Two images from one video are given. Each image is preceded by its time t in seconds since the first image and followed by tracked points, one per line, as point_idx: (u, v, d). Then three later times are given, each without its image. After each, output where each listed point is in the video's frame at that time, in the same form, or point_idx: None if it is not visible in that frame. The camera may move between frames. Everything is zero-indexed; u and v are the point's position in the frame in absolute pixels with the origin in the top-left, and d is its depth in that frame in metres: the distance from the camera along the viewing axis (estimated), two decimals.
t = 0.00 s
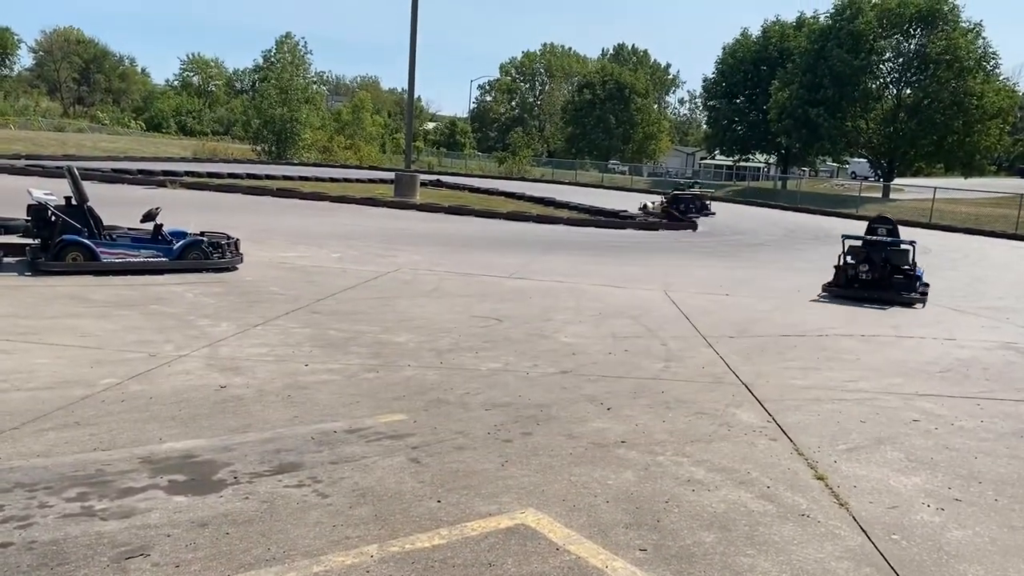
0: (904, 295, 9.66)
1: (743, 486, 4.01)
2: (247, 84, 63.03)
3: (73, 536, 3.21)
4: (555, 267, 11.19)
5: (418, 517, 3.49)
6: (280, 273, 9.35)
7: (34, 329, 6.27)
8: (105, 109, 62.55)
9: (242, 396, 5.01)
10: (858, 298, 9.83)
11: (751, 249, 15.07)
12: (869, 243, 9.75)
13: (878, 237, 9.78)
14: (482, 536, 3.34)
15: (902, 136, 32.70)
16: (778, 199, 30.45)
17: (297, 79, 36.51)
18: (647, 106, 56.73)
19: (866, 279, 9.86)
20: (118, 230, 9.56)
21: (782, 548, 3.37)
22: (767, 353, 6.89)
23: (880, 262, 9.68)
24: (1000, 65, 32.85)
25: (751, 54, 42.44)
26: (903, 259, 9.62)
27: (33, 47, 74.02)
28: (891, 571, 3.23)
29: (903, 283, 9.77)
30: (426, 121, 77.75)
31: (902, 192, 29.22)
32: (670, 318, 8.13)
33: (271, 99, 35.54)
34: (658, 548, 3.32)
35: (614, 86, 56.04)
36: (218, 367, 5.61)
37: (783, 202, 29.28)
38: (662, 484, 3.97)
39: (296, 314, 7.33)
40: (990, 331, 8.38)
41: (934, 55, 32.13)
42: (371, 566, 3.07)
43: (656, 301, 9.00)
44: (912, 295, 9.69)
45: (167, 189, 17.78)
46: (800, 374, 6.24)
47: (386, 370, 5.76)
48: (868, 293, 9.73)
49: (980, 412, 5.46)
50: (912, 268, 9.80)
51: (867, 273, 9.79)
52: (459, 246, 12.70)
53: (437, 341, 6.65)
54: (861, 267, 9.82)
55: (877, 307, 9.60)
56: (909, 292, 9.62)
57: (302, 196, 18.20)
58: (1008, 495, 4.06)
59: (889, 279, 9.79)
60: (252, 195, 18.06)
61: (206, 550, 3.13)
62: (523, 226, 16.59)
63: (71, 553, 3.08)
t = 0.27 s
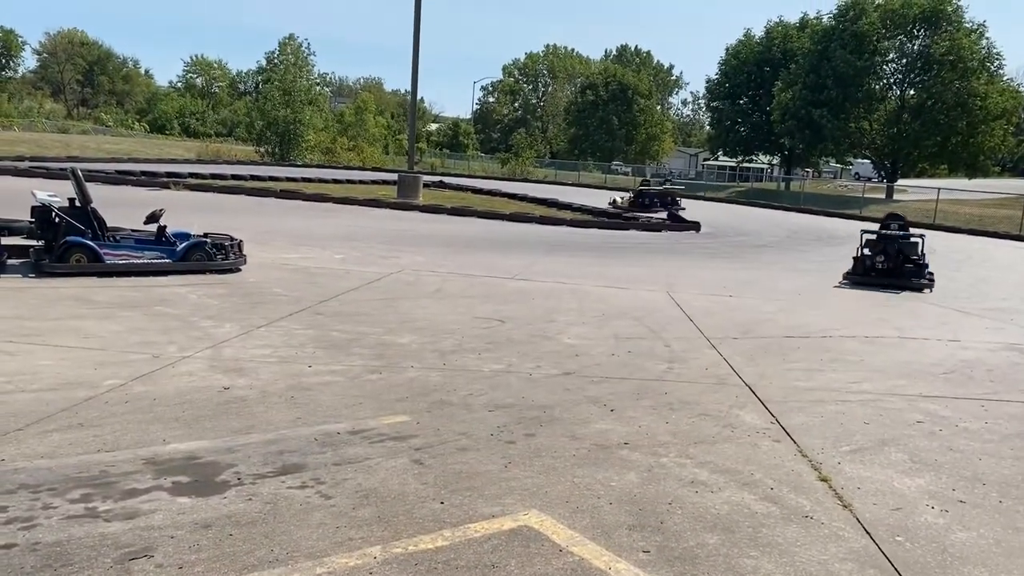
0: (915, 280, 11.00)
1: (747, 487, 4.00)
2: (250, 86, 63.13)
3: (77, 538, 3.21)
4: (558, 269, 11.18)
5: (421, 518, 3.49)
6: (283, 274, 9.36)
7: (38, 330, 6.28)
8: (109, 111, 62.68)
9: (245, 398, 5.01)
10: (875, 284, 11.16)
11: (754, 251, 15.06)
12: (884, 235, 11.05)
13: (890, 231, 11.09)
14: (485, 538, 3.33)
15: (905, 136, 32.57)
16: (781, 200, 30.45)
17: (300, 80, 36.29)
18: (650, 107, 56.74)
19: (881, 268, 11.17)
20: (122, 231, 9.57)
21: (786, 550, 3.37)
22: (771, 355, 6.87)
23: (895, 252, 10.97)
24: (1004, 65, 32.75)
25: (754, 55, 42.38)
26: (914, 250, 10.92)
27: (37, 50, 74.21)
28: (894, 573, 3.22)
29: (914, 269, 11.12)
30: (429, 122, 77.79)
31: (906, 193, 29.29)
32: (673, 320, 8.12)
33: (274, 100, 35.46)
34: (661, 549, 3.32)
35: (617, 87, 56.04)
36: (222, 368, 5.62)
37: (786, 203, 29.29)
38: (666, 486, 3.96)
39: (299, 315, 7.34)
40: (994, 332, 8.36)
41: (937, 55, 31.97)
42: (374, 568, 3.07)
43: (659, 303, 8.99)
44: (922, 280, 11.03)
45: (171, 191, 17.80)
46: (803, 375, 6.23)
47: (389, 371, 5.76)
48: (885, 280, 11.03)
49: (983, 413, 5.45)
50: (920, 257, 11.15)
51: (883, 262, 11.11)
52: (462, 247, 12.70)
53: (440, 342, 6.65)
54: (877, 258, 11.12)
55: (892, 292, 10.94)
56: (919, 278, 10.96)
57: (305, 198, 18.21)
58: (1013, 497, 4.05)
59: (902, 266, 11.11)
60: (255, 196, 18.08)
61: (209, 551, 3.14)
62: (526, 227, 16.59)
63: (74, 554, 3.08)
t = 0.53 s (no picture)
0: (921, 268, 12.32)
1: (751, 489, 3.99)
2: (254, 87, 63.21)
3: (81, 539, 3.21)
4: (562, 269, 11.17)
5: (425, 520, 3.49)
6: (287, 276, 9.36)
7: (43, 331, 6.30)
8: (113, 112, 62.80)
9: (249, 399, 5.02)
10: (885, 273, 12.43)
11: (759, 252, 15.02)
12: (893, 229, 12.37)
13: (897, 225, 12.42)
14: (490, 539, 3.33)
15: (912, 137, 32.33)
16: (786, 201, 30.35)
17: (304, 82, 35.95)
18: (654, 108, 56.70)
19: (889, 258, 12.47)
20: (127, 232, 9.59)
21: (791, 552, 3.36)
22: (776, 356, 6.86)
23: (903, 244, 12.28)
24: (1009, 65, 32.59)
25: (759, 56, 42.29)
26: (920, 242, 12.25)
27: (41, 52, 74.43)
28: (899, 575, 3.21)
29: (919, 259, 12.45)
30: (433, 123, 77.81)
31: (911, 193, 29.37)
32: (678, 321, 8.10)
33: (279, 102, 35.33)
34: (666, 551, 3.31)
35: (621, 88, 55.99)
36: (226, 369, 5.63)
37: (791, 204, 29.25)
38: (671, 488, 3.96)
39: (304, 316, 7.35)
40: (1000, 334, 8.33)
41: (942, 56, 31.78)
42: (379, 569, 3.07)
43: (663, 304, 8.98)
44: (927, 268, 12.36)
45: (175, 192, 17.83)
46: (807, 377, 6.22)
47: (393, 372, 5.76)
48: (894, 269, 12.33)
49: (989, 415, 5.43)
50: (924, 248, 12.49)
51: (892, 253, 12.41)
52: (466, 248, 12.69)
53: (444, 343, 6.65)
54: (887, 249, 12.44)
55: (903, 278, 12.23)
56: (924, 265, 12.29)
57: (309, 199, 18.23)
58: (1019, 498, 4.03)
59: (909, 256, 12.42)
60: (259, 197, 18.10)
61: (214, 552, 3.14)
62: (530, 229, 16.57)
63: (79, 555, 3.08)
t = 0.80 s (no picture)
0: (914, 260, 13.88)
1: (756, 490, 3.99)
2: (259, 89, 63.31)
3: (87, 539, 3.22)
4: (567, 271, 11.17)
5: (429, 520, 3.49)
6: (292, 277, 9.37)
7: (49, 332, 6.31)
8: (119, 114, 62.95)
9: (254, 400, 5.03)
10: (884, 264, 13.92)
11: (764, 252, 15.01)
12: (891, 225, 13.79)
13: (894, 220, 13.87)
14: (493, 540, 3.33)
15: (917, 138, 32.36)
16: (791, 202, 30.29)
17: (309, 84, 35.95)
18: (659, 109, 56.70)
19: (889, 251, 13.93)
20: (132, 233, 9.61)
21: (795, 553, 3.35)
22: (780, 357, 6.86)
23: (902, 238, 13.74)
24: (1014, 66, 32.56)
25: (764, 56, 42.28)
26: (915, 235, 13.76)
27: (47, 54, 74.62)
28: None
29: (912, 250, 13.98)
30: (437, 124, 77.85)
31: (916, 194, 29.26)
32: (682, 322, 8.10)
33: (283, 104, 35.40)
34: (671, 552, 3.31)
35: (626, 89, 55.99)
36: (231, 370, 5.64)
37: (796, 205, 29.22)
38: (675, 489, 3.95)
39: (308, 317, 7.36)
40: (1006, 335, 8.31)
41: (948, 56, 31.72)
42: (382, 570, 3.07)
43: (667, 305, 8.97)
44: (919, 259, 13.93)
45: (180, 194, 17.85)
46: (811, 378, 6.20)
47: (398, 372, 5.77)
48: (893, 260, 13.81)
49: (993, 416, 5.42)
50: (916, 241, 14.01)
51: (891, 246, 13.88)
52: (470, 250, 12.71)
53: (448, 344, 6.65)
54: (887, 242, 13.85)
55: (902, 269, 13.71)
56: (918, 256, 13.84)
57: (314, 200, 18.24)
58: None
59: (904, 249, 13.93)
60: (264, 198, 18.12)
61: (218, 553, 3.14)
62: (534, 229, 16.57)
63: (83, 556, 3.09)
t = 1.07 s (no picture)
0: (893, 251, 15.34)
1: (762, 491, 3.98)
2: (265, 91, 63.45)
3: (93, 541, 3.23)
4: (572, 272, 11.17)
5: (433, 522, 3.49)
6: (297, 278, 9.39)
7: (55, 334, 6.33)
8: (124, 116, 63.12)
9: (259, 401, 5.03)
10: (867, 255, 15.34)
11: (769, 254, 15.01)
12: (872, 220, 15.21)
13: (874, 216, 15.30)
14: (498, 542, 3.33)
15: (922, 139, 32.16)
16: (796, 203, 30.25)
17: (314, 85, 36.09)
18: (664, 110, 56.69)
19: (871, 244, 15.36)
20: (138, 235, 9.64)
21: (800, 555, 3.35)
22: (786, 358, 6.85)
23: (882, 232, 15.19)
24: (1021, 66, 32.48)
25: (769, 57, 42.22)
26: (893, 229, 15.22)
27: (53, 55, 74.87)
28: None
29: (889, 242, 15.48)
30: (442, 125, 77.92)
31: (922, 194, 29.19)
32: (687, 323, 8.09)
33: (288, 105, 35.52)
34: (675, 554, 3.30)
35: (630, 90, 55.95)
36: (236, 371, 5.65)
37: (801, 206, 29.20)
38: (680, 490, 3.95)
39: (314, 318, 7.37)
40: (1012, 336, 8.29)
41: (954, 57, 31.66)
42: (387, 571, 3.07)
43: (672, 306, 8.97)
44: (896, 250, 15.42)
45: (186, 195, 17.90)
46: (817, 379, 6.20)
47: (402, 373, 5.79)
48: (874, 252, 15.27)
49: (1000, 417, 5.40)
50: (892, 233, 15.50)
51: (871, 239, 15.32)
52: (475, 251, 12.72)
53: (453, 345, 6.65)
54: (869, 236, 15.30)
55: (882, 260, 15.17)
56: (894, 246, 15.41)
57: (319, 202, 18.28)
58: None
59: (883, 241, 15.39)
60: (270, 200, 18.16)
61: (223, 555, 3.14)
62: (539, 231, 16.58)
63: (90, 557, 3.09)
